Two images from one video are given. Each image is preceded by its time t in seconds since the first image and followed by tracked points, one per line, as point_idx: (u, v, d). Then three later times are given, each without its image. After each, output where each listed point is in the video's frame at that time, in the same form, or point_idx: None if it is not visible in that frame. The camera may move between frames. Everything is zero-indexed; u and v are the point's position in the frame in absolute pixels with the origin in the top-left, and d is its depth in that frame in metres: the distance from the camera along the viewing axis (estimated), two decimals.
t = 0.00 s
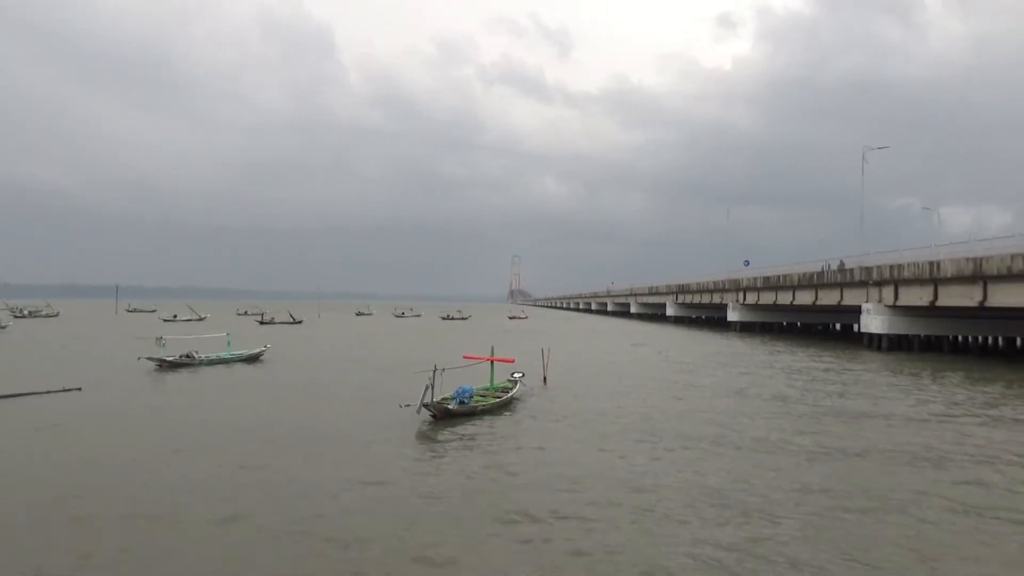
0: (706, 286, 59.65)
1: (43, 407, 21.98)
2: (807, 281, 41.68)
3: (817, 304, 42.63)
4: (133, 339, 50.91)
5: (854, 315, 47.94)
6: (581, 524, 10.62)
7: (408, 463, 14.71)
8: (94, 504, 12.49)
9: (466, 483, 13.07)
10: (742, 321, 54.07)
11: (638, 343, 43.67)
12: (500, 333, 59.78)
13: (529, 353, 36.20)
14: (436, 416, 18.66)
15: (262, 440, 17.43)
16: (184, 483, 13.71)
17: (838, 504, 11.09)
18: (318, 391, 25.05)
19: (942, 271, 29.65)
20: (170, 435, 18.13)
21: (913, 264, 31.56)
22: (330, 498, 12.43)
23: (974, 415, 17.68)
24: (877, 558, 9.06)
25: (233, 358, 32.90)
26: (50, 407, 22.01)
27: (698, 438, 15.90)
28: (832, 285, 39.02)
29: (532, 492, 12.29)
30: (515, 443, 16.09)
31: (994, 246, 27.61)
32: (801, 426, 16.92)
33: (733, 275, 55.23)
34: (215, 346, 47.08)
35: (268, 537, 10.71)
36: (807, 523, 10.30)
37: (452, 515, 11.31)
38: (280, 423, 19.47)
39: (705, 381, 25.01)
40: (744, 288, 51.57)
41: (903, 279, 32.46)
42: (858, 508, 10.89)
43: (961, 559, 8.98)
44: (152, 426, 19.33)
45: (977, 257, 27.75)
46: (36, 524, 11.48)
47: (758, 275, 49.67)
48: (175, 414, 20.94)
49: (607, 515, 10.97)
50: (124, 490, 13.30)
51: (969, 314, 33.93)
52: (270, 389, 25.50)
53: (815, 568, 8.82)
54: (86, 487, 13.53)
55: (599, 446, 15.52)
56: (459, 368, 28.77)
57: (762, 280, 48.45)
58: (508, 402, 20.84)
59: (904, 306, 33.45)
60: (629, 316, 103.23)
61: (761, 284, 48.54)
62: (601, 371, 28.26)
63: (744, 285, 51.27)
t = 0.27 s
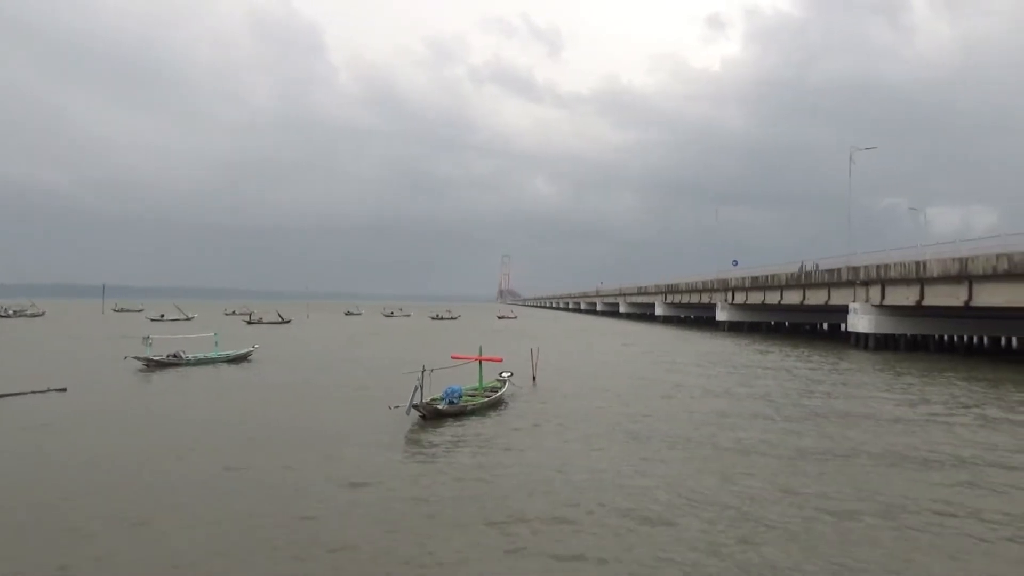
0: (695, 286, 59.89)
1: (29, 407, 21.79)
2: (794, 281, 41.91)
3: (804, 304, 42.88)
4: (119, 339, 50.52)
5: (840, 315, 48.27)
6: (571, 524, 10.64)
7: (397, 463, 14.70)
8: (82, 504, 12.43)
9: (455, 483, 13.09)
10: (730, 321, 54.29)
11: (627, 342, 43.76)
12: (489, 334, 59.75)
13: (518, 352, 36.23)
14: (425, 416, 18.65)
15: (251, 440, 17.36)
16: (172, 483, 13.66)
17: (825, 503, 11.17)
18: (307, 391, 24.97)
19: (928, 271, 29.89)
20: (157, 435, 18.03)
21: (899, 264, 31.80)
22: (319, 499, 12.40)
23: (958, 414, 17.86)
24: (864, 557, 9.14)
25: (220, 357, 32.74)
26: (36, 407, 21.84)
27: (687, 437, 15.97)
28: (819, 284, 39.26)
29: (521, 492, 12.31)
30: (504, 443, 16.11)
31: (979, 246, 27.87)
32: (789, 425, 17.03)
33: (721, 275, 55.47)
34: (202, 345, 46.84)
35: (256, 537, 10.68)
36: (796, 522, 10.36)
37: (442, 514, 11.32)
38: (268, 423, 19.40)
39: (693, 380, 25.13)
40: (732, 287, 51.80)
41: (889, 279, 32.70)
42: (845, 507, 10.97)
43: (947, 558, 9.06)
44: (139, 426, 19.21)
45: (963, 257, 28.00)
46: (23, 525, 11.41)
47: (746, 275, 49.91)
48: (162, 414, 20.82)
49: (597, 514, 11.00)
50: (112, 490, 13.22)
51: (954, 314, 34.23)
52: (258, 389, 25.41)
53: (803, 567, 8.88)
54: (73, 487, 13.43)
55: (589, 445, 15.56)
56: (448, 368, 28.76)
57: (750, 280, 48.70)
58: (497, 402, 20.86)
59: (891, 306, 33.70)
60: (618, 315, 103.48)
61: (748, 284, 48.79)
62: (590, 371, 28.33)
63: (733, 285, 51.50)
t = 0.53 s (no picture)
0: (683, 286, 60.10)
1: (14, 408, 21.61)
2: (781, 280, 42.12)
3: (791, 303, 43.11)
4: (104, 339, 50.16)
5: (827, 314, 48.54)
6: (560, 523, 10.64)
7: (386, 462, 14.67)
8: (66, 505, 12.31)
9: (444, 482, 13.06)
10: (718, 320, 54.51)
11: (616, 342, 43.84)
12: (478, 334, 59.69)
13: (507, 352, 36.24)
14: (414, 416, 18.61)
15: (238, 440, 17.28)
16: (158, 483, 13.57)
17: (813, 502, 11.22)
18: (295, 391, 24.87)
19: (914, 270, 30.11)
20: (143, 435, 17.90)
21: (885, 263, 32.01)
22: (308, 499, 12.35)
23: (943, 412, 17.99)
24: (852, 554, 9.19)
25: (207, 357, 32.57)
26: (20, 407, 21.64)
27: (675, 436, 16.02)
28: (806, 284, 39.47)
29: (510, 492, 12.31)
30: (493, 443, 16.10)
31: (963, 246, 28.11)
32: (776, 424, 17.11)
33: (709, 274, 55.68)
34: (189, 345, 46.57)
35: (244, 537, 10.62)
36: (784, 521, 10.41)
37: (430, 515, 11.28)
38: (256, 423, 19.31)
39: (681, 379, 25.20)
40: (720, 287, 52.01)
41: (875, 278, 32.92)
42: (832, 505, 11.03)
43: (934, 555, 9.11)
44: (125, 426, 19.07)
45: (947, 257, 28.22)
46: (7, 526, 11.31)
47: (733, 275, 50.13)
48: (149, 414, 20.68)
49: (586, 513, 11.01)
50: (98, 491, 13.12)
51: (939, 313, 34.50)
52: (246, 389, 25.28)
53: (791, 565, 8.91)
54: (57, 488, 13.32)
55: (577, 444, 15.58)
56: (437, 368, 28.72)
57: (738, 279, 48.90)
58: (486, 402, 20.85)
59: (877, 305, 33.92)
60: (607, 315, 103.67)
61: (736, 283, 49.00)
62: (579, 371, 28.36)
63: (720, 284, 51.70)
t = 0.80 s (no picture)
0: (671, 286, 60.28)
1: None
2: (768, 280, 42.32)
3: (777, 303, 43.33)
4: (89, 339, 49.71)
5: (813, 314, 48.83)
6: (547, 523, 10.64)
7: (374, 462, 14.62)
8: (50, 505, 12.23)
9: (432, 483, 13.03)
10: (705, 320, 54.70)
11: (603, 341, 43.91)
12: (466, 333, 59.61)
13: (495, 352, 36.22)
14: (402, 416, 18.58)
15: (224, 440, 17.19)
16: (144, 483, 13.49)
17: (799, 501, 11.27)
18: (282, 391, 24.76)
19: (899, 270, 30.33)
20: (128, 436, 17.77)
21: (871, 263, 32.24)
22: (294, 499, 12.27)
23: (927, 413, 18.13)
24: (837, 554, 9.24)
25: (194, 358, 32.37)
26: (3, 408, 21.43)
27: (662, 436, 16.06)
28: (792, 284, 39.69)
29: (498, 492, 12.30)
30: (481, 443, 16.10)
31: (948, 246, 28.34)
32: (763, 424, 17.18)
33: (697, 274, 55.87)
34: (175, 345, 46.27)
35: (231, 538, 10.56)
36: (771, 521, 10.45)
37: (418, 515, 11.25)
38: (242, 423, 19.21)
39: (668, 379, 25.27)
40: (707, 287, 52.20)
41: (861, 278, 33.14)
42: (819, 504, 11.08)
43: (919, 555, 9.17)
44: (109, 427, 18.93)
45: (932, 257, 28.45)
46: None
47: (721, 275, 50.34)
48: (133, 415, 20.53)
49: (574, 513, 11.02)
50: (82, 492, 13.03)
51: (923, 313, 34.76)
52: (232, 389, 25.15)
53: (776, 564, 8.98)
54: (41, 489, 13.22)
55: (565, 444, 15.58)
56: (425, 368, 28.67)
57: (725, 279, 49.09)
58: (473, 402, 20.84)
59: (862, 304, 34.14)
60: (595, 315, 103.79)
61: (723, 283, 49.21)
62: (566, 370, 28.37)
63: (708, 284, 51.88)
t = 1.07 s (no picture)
0: (660, 286, 60.47)
1: None
2: (757, 280, 42.51)
3: (766, 303, 43.53)
4: (76, 339, 49.38)
5: (801, 314, 49.09)
6: (537, 523, 10.66)
7: (363, 463, 14.60)
8: (37, 506, 12.18)
9: (421, 483, 13.01)
10: (695, 320, 54.89)
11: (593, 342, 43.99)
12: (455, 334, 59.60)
13: (484, 352, 36.23)
14: (392, 416, 18.56)
15: (213, 440, 17.13)
16: (131, 484, 13.43)
17: (787, 501, 11.32)
18: (270, 391, 24.68)
19: (886, 271, 30.54)
20: (115, 436, 17.68)
21: (859, 264, 32.44)
22: (283, 500, 12.24)
23: (913, 413, 18.28)
24: (825, 554, 9.28)
25: (182, 358, 32.21)
26: None
27: (651, 436, 16.11)
28: (781, 284, 39.89)
29: (487, 492, 12.30)
30: (470, 443, 16.11)
31: (935, 246, 28.56)
32: (751, 424, 17.26)
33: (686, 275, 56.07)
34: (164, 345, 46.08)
35: (219, 539, 10.53)
36: (759, 520, 10.49)
37: (407, 515, 11.26)
38: (231, 424, 19.15)
39: (657, 379, 25.35)
40: (696, 287, 52.38)
41: (849, 278, 33.35)
42: (806, 504, 11.13)
43: (906, 554, 9.23)
44: (97, 427, 18.83)
45: (919, 258, 28.66)
46: None
47: (710, 275, 50.55)
48: (121, 415, 20.42)
49: (564, 513, 11.03)
50: (69, 492, 12.97)
51: (911, 313, 35.01)
52: (221, 390, 25.05)
53: (763, 562, 9.05)
54: (27, 489, 13.14)
55: (555, 444, 15.60)
56: (414, 368, 28.64)
57: (714, 279, 49.29)
58: (463, 402, 20.84)
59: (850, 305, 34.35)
60: (585, 315, 103.95)
61: (712, 283, 49.42)
62: (556, 371, 28.42)
63: (697, 285, 52.08)
